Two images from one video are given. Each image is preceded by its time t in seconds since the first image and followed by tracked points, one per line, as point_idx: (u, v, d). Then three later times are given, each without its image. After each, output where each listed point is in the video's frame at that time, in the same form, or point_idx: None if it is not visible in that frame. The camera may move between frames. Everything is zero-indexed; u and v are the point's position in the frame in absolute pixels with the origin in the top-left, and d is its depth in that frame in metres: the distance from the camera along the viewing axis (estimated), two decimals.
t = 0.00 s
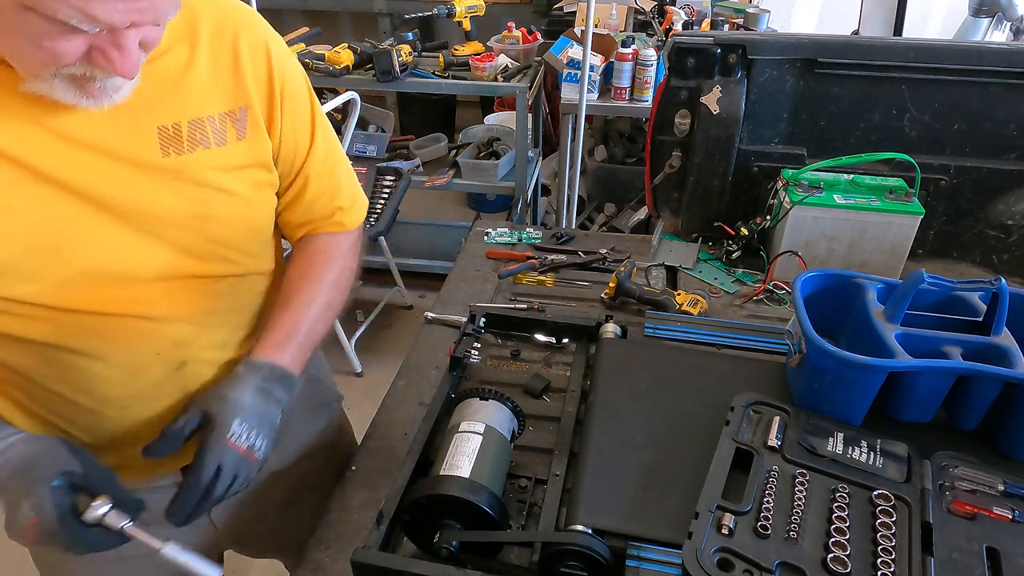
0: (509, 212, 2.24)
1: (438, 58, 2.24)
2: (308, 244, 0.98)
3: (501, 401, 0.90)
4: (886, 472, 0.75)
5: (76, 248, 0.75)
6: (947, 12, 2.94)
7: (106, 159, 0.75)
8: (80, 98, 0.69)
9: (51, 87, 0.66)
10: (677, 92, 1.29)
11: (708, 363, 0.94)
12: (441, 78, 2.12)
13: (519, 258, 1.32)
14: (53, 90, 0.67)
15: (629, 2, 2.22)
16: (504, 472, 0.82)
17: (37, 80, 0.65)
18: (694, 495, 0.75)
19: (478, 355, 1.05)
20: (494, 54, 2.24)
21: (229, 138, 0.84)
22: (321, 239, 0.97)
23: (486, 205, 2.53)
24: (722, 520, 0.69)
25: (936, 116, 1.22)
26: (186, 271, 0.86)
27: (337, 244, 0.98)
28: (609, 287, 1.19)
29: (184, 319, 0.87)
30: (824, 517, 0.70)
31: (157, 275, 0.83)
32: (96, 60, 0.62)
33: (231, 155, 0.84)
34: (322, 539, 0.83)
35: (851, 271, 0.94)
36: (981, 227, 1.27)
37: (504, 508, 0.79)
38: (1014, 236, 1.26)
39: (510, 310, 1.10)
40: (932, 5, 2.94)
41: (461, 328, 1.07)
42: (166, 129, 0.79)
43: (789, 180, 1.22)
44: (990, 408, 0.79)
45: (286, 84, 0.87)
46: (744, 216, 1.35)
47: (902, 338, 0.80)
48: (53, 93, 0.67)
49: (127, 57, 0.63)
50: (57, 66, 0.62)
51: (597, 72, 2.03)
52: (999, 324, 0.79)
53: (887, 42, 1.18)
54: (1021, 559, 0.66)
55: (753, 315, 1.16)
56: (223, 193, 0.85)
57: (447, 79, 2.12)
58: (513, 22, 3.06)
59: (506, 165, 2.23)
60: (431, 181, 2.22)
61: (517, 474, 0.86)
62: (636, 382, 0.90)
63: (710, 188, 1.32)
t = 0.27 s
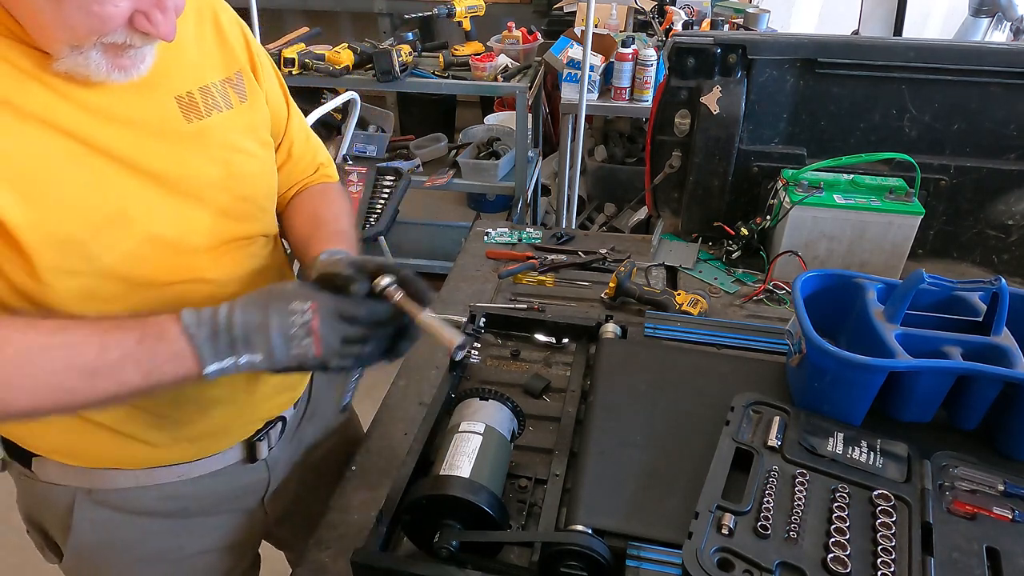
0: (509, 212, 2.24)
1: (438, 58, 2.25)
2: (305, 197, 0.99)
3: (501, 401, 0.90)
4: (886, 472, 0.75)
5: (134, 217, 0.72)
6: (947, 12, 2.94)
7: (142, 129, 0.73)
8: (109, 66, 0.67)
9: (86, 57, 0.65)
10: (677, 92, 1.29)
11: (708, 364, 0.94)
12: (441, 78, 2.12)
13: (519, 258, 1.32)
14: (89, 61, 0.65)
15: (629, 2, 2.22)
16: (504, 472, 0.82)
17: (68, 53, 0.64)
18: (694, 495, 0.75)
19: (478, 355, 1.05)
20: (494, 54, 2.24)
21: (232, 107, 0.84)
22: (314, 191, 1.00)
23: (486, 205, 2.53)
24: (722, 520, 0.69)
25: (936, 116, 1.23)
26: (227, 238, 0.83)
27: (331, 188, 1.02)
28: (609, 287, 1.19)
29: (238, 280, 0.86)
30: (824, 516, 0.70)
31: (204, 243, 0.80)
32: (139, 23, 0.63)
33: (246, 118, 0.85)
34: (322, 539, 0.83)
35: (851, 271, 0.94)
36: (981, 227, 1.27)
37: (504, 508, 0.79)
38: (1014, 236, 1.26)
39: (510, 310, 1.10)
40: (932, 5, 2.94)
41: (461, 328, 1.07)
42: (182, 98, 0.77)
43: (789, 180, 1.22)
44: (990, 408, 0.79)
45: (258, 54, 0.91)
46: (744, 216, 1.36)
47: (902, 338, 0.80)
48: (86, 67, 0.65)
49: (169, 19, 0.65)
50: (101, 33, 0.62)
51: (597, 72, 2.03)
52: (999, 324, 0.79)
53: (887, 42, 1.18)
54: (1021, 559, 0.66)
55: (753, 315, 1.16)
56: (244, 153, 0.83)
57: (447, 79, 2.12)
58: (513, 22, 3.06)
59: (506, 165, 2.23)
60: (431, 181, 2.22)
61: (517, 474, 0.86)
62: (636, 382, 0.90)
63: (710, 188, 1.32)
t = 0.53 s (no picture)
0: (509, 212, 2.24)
1: (439, 58, 2.25)
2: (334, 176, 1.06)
3: (501, 401, 0.90)
4: (886, 472, 0.75)
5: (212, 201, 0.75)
6: (947, 12, 2.94)
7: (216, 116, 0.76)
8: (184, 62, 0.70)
9: (168, 53, 0.68)
10: (677, 92, 1.29)
11: (708, 364, 0.94)
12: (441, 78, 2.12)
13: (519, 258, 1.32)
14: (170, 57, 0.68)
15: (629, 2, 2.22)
16: (504, 472, 0.82)
17: (151, 50, 0.67)
18: (694, 495, 0.75)
19: (478, 355, 1.05)
20: (494, 54, 2.24)
21: (282, 99, 0.88)
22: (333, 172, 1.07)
23: (486, 205, 2.53)
24: (722, 520, 0.69)
25: (936, 116, 1.23)
26: (287, 224, 0.86)
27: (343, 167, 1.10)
28: (609, 287, 1.19)
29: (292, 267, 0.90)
30: (824, 516, 0.70)
31: (268, 228, 0.83)
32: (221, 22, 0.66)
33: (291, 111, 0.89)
34: (322, 539, 0.83)
35: (851, 271, 0.94)
36: (981, 227, 1.27)
37: (504, 508, 0.79)
38: (1014, 236, 1.26)
39: (510, 310, 1.10)
40: (932, 5, 2.93)
41: (461, 328, 1.08)
42: (239, 90, 0.80)
43: (789, 180, 1.22)
44: (990, 408, 0.79)
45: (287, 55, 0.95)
46: (744, 216, 1.35)
47: (901, 338, 0.80)
48: (165, 63, 0.69)
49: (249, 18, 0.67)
50: (188, 31, 0.64)
51: (597, 72, 2.03)
52: (999, 324, 0.79)
53: (887, 42, 1.18)
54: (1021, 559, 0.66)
55: (753, 315, 1.16)
56: (296, 143, 0.86)
57: (448, 79, 2.12)
58: (513, 22, 3.06)
59: (506, 165, 2.23)
60: (431, 181, 2.22)
61: (517, 474, 0.86)
62: (636, 382, 0.90)
63: (710, 188, 1.32)
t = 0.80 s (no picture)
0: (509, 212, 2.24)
1: (438, 58, 2.25)
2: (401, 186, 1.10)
3: (501, 402, 0.90)
4: (886, 472, 0.75)
5: (270, 212, 0.78)
6: (947, 12, 2.94)
7: (288, 129, 0.79)
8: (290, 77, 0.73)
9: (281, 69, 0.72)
10: (677, 92, 1.29)
11: (708, 364, 0.94)
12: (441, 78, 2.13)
13: (519, 258, 1.32)
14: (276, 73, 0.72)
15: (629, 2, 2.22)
16: (504, 472, 0.82)
17: (266, 65, 0.71)
18: (694, 495, 0.75)
19: (478, 356, 1.05)
20: (494, 54, 2.24)
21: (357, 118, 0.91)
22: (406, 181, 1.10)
23: (486, 205, 2.53)
24: (722, 520, 0.69)
25: (936, 116, 1.23)
26: (337, 239, 0.89)
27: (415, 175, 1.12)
28: (609, 287, 1.19)
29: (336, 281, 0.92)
30: (824, 516, 0.70)
31: (320, 241, 0.86)
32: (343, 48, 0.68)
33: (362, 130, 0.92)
34: (322, 539, 0.82)
35: (851, 271, 0.94)
36: (980, 227, 1.27)
37: (504, 508, 0.79)
38: (1014, 236, 1.26)
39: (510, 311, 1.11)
40: (932, 5, 2.94)
41: (461, 328, 1.09)
42: (320, 106, 0.84)
43: (789, 180, 1.22)
44: (990, 408, 0.79)
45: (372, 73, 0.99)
46: (744, 216, 1.35)
47: (902, 338, 0.80)
48: (274, 77, 0.72)
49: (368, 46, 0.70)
50: (313, 53, 0.68)
51: (597, 72, 2.03)
52: (999, 324, 0.79)
53: (886, 43, 1.18)
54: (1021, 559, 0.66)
55: (753, 315, 1.16)
56: (361, 161, 0.89)
57: (447, 79, 2.12)
58: (513, 22, 3.06)
59: (506, 165, 2.23)
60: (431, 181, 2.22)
61: (517, 474, 0.87)
62: (636, 382, 0.90)
63: (710, 188, 1.32)
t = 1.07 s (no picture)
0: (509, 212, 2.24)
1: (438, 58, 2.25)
2: (464, 208, 1.10)
3: (501, 402, 0.90)
4: (886, 472, 0.75)
5: (292, 241, 0.78)
6: (947, 12, 2.94)
7: (318, 158, 0.79)
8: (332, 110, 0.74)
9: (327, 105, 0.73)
10: (677, 92, 1.29)
11: (708, 364, 0.94)
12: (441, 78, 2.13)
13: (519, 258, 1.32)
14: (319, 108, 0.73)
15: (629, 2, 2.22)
16: (504, 473, 0.82)
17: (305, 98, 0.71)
18: (694, 495, 0.75)
19: (478, 356, 1.05)
20: (494, 54, 2.24)
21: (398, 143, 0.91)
22: (468, 203, 1.10)
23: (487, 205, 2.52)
24: (722, 520, 0.69)
25: (936, 116, 1.23)
26: (359, 269, 0.90)
27: (481, 197, 1.11)
28: (609, 287, 1.19)
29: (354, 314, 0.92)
30: (824, 516, 0.70)
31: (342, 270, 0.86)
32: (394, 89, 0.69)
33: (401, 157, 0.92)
34: (322, 539, 0.83)
35: (851, 271, 0.94)
36: (981, 227, 1.27)
37: (504, 508, 0.79)
38: (1014, 236, 1.26)
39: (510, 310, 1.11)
40: (932, 6, 2.94)
41: (461, 328, 1.08)
42: (358, 133, 0.83)
43: (789, 180, 1.22)
44: (990, 408, 0.79)
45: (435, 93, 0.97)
46: (744, 216, 1.35)
47: (902, 338, 0.80)
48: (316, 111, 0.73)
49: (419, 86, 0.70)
50: (361, 94, 0.68)
51: (597, 72, 2.03)
52: (999, 324, 0.79)
53: (886, 43, 1.18)
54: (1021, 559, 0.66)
55: (753, 315, 1.16)
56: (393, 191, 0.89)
57: (447, 79, 2.12)
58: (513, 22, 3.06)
59: (506, 165, 2.23)
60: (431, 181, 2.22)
61: (517, 474, 0.87)
62: (636, 382, 0.90)
63: (710, 188, 1.32)
